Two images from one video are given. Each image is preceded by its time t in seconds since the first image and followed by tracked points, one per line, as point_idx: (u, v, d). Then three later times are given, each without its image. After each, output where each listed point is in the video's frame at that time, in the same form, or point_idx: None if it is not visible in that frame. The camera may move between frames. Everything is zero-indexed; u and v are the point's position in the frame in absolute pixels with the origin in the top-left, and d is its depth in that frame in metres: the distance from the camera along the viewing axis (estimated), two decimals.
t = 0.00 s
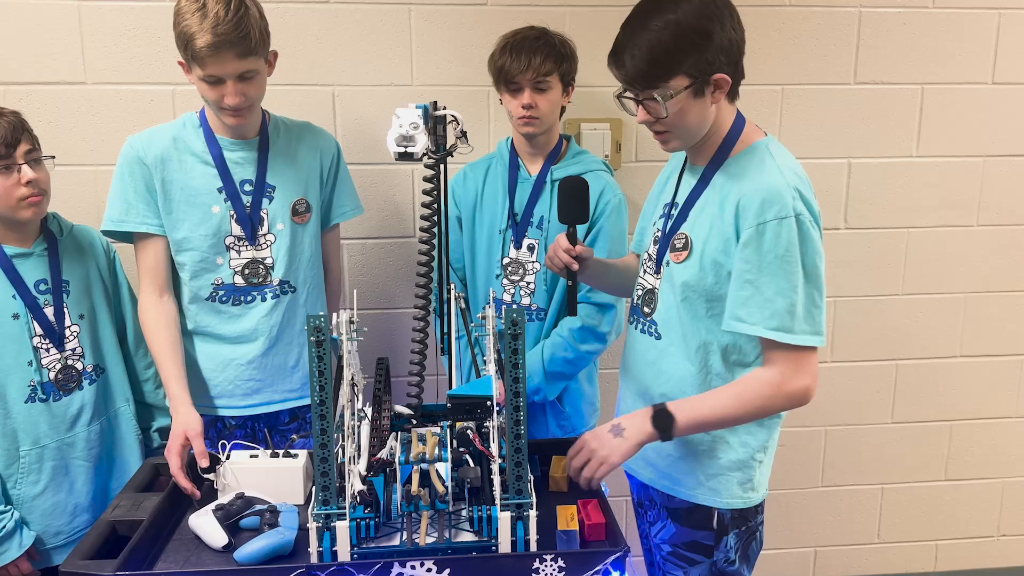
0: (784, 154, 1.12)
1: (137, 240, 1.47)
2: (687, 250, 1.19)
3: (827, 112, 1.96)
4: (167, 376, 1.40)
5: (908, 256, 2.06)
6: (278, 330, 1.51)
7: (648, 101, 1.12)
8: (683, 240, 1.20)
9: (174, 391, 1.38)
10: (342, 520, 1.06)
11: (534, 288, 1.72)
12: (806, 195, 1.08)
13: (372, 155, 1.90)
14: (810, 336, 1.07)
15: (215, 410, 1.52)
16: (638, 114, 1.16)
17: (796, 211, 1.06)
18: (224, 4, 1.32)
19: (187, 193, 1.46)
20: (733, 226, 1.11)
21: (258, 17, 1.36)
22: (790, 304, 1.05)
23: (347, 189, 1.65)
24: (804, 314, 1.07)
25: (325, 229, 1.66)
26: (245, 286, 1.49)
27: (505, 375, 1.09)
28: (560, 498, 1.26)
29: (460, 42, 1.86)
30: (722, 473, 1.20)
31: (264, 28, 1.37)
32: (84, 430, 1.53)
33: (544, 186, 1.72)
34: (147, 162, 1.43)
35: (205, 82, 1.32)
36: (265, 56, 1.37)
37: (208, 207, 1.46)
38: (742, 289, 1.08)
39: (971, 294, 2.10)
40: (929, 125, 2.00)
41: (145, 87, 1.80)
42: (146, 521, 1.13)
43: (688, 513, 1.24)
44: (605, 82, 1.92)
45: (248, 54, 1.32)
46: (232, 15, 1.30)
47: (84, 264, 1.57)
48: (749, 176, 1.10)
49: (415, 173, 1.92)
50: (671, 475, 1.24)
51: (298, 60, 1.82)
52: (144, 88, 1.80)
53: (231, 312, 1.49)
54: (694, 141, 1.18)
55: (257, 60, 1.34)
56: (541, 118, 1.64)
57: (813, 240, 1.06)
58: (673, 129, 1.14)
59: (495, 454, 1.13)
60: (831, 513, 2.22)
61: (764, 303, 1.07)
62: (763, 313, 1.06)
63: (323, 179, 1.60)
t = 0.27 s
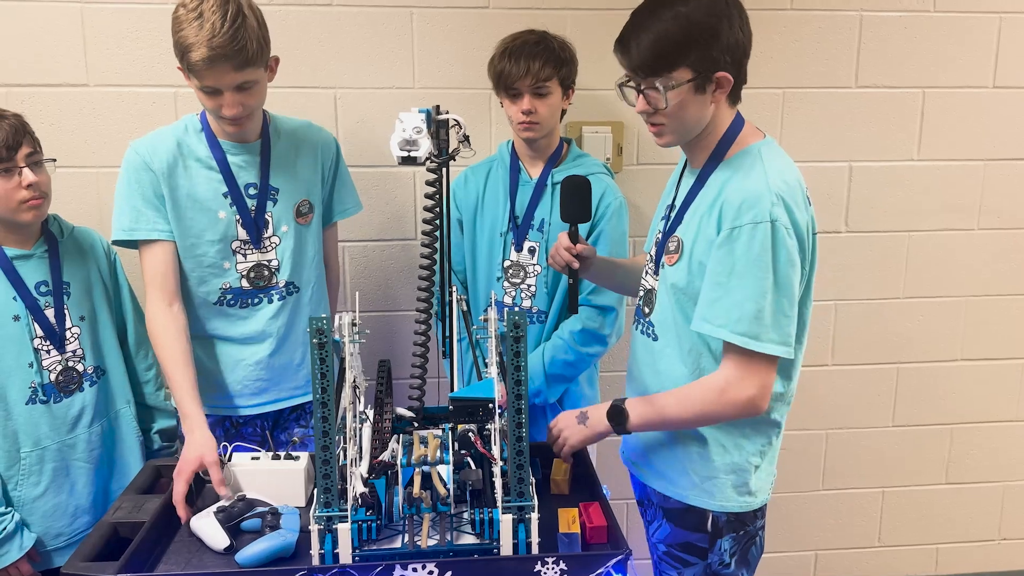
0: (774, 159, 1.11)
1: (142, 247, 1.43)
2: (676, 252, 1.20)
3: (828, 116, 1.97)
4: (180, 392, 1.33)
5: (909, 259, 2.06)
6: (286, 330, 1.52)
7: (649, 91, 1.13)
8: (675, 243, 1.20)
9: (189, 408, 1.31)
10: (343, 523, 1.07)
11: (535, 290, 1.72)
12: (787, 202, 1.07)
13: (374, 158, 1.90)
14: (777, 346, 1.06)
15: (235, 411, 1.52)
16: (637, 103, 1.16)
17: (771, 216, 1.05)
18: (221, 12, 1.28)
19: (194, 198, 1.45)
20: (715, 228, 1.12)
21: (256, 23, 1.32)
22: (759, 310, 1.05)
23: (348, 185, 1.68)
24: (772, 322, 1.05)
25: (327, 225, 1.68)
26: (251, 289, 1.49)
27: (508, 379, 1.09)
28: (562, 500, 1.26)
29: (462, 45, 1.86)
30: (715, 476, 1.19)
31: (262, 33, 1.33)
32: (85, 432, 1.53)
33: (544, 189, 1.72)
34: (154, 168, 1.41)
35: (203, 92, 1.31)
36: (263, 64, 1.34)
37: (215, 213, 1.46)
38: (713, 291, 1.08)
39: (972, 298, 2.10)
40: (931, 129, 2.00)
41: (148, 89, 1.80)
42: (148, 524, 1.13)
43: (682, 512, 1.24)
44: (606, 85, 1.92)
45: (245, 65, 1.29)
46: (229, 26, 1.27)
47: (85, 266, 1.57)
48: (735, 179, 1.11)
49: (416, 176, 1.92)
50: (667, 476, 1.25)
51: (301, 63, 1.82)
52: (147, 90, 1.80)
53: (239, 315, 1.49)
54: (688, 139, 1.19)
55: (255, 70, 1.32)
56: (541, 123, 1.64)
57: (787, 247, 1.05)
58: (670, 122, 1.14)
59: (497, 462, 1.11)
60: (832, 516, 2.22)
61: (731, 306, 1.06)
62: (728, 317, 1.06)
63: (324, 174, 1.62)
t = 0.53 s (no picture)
0: (779, 155, 1.13)
1: (156, 254, 1.41)
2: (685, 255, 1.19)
3: (830, 119, 1.97)
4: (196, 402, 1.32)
5: (911, 262, 2.06)
6: (298, 331, 1.53)
7: (665, 68, 1.14)
8: (680, 245, 1.20)
9: (206, 418, 1.30)
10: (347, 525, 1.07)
11: (537, 293, 1.71)
12: (800, 194, 1.08)
13: (377, 160, 1.91)
14: (803, 336, 1.07)
15: (254, 412, 1.53)
16: (648, 83, 1.16)
17: (789, 210, 1.06)
18: (233, 22, 1.29)
19: (208, 203, 1.44)
20: (729, 226, 1.11)
21: (269, 33, 1.32)
22: (784, 304, 1.06)
23: (357, 185, 1.69)
24: (797, 314, 1.07)
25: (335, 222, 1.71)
26: (264, 291, 1.49)
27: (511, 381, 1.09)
28: (564, 503, 1.26)
29: (465, 47, 1.87)
30: (725, 483, 1.19)
31: (276, 43, 1.34)
32: (87, 433, 1.53)
33: (547, 191, 1.72)
34: (168, 173, 1.39)
35: (217, 102, 1.32)
36: (276, 74, 1.34)
37: (229, 217, 1.46)
38: (736, 290, 1.08)
39: (975, 301, 2.10)
40: (933, 132, 2.00)
41: (151, 91, 1.81)
42: (151, 526, 1.13)
43: (689, 521, 1.24)
44: (609, 87, 1.92)
45: (259, 75, 1.29)
46: (241, 36, 1.27)
47: (88, 267, 1.58)
48: (746, 176, 1.11)
49: (418, 178, 1.92)
50: (674, 484, 1.24)
51: (304, 65, 1.82)
52: (150, 92, 1.81)
53: (251, 317, 1.50)
54: (691, 133, 1.19)
55: (269, 80, 1.32)
56: (542, 128, 1.64)
57: (806, 239, 1.06)
58: (679, 104, 1.14)
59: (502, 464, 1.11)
60: (834, 519, 2.22)
61: (756, 303, 1.06)
62: (756, 314, 1.06)
63: (334, 174, 1.63)
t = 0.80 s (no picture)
0: (798, 156, 1.16)
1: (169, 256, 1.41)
2: (704, 253, 1.19)
3: (832, 121, 1.97)
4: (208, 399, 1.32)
5: (913, 264, 2.06)
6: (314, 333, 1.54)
7: (690, 71, 1.13)
8: (698, 243, 1.20)
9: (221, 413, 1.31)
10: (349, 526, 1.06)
11: (540, 294, 1.71)
12: (822, 193, 1.10)
13: (379, 161, 1.91)
14: (819, 333, 1.09)
15: (268, 412, 1.53)
16: (670, 84, 1.16)
17: (814, 204, 1.07)
18: (256, 23, 1.28)
19: (223, 206, 1.44)
20: (752, 218, 1.12)
21: (290, 34, 1.32)
22: (806, 297, 1.06)
23: (373, 185, 1.70)
24: (816, 309, 1.09)
25: (352, 224, 1.71)
26: (279, 294, 1.50)
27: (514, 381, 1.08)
28: (566, 504, 1.25)
29: (467, 48, 1.87)
30: (743, 488, 1.20)
31: (297, 44, 1.34)
32: (88, 432, 1.53)
33: (549, 192, 1.72)
34: (183, 176, 1.39)
35: (238, 103, 1.31)
36: (296, 77, 1.34)
37: (243, 220, 1.46)
38: (758, 279, 1.08)
39: (977, 304, 2.10)
40: (936, 134, 2.00)
41: (154, 91, 1.81)
42: (153, 525, 1.13)
43: (711, 527, 1.23)
44: (612, 89, 1.93)
45: (280, 78, 1.29)
46: (263, 38, 1.27)
47: (89, 266, 1.58)
48: (771, 170, 1.12)
49: (421, 179, 1.93)
50: (691, 490, 1.23)
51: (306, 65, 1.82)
52: (153, 92, 1.81)
53: (266, 319, 1.50)
54: (707, 135, 1.19)
55: (289, 82, 1.32)
56: (540, 131, 1.65)
57: (828, 235, 1.09)
58: (702, 107, 1.14)
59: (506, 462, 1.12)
60: (835, 522, 2.21)
61: (779, 293, 1.07)
62: (777, 304, 1.06)
63: (349, 175, 1.64)
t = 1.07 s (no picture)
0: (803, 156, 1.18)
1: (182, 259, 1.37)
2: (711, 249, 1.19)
3: (834, 122, 1.97)
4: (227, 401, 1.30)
5: (914, 266, 2.06)
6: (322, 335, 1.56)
7: (693, 75, 1.13)
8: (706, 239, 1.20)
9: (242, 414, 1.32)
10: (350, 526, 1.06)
11: (542, 295, 1.71)
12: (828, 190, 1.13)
13: (380, 162, 1.91)
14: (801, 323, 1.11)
15: (291, 412, 1.55)
16: (674, 88, 1.15)
17: (821, 198, 1.10)
18: (285, 32, 1.28)
19: (241, 210, 1.43)
20: (756, 207, 1.12)
21: (317, 42, 1.32)
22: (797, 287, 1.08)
23: (375, 182, 1.72)
24: (803, 301, 1.11)
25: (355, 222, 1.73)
26: (291, 297, 1.51)
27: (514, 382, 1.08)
28: (566, 504, 1.26)
29: (469, 50, 1.87)
30: (750, 481, 1.21)
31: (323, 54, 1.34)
32: (90, 431, 1.53)
33: (550, 193, 1.72)
34: (205, 178, 1.37)
35: (260, 110, 1.31)
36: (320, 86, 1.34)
37: (260, 224, 1.45)
38: (756, 261, 1.07)
39: (977, 306, 2.10)
40: (937, 136, 2.00)
41: (156, 91, 1.81)
42: (154, 523, 1.13)
43: (712, 528, 1.23)
44: (613, 90, 1.93)
45: (306, 88, 1.30)
46: (294, 48, 1.26)
47: (91, 266, 1.58)
48: (781, 164, 1.14)
49: (422, 180, 1.93)
50: (701, 487, 1.23)
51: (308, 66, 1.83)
52: (155, 92, 1.81)
53: (279, 323, 1.51)
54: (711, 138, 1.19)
55: (314, 92, 1.33)
56: (541, 131, 1.65)
57: (831, 230, 1.11)
58: (705, 111, 1.14)
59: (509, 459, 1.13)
60: (835, 523, 2.21)
61: (775, 278, 1.07)
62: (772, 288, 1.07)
63: (355, 174, 1.66)
